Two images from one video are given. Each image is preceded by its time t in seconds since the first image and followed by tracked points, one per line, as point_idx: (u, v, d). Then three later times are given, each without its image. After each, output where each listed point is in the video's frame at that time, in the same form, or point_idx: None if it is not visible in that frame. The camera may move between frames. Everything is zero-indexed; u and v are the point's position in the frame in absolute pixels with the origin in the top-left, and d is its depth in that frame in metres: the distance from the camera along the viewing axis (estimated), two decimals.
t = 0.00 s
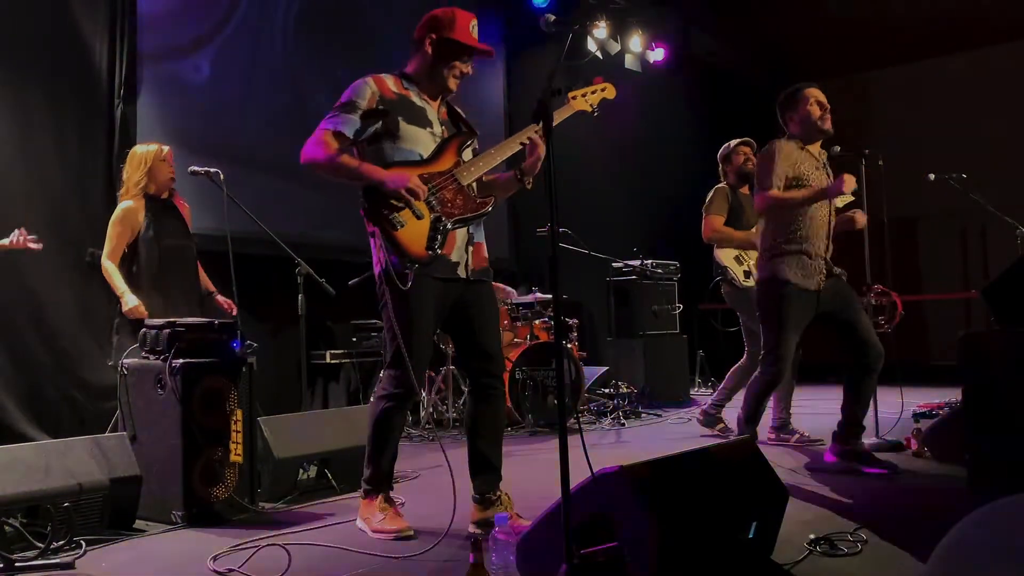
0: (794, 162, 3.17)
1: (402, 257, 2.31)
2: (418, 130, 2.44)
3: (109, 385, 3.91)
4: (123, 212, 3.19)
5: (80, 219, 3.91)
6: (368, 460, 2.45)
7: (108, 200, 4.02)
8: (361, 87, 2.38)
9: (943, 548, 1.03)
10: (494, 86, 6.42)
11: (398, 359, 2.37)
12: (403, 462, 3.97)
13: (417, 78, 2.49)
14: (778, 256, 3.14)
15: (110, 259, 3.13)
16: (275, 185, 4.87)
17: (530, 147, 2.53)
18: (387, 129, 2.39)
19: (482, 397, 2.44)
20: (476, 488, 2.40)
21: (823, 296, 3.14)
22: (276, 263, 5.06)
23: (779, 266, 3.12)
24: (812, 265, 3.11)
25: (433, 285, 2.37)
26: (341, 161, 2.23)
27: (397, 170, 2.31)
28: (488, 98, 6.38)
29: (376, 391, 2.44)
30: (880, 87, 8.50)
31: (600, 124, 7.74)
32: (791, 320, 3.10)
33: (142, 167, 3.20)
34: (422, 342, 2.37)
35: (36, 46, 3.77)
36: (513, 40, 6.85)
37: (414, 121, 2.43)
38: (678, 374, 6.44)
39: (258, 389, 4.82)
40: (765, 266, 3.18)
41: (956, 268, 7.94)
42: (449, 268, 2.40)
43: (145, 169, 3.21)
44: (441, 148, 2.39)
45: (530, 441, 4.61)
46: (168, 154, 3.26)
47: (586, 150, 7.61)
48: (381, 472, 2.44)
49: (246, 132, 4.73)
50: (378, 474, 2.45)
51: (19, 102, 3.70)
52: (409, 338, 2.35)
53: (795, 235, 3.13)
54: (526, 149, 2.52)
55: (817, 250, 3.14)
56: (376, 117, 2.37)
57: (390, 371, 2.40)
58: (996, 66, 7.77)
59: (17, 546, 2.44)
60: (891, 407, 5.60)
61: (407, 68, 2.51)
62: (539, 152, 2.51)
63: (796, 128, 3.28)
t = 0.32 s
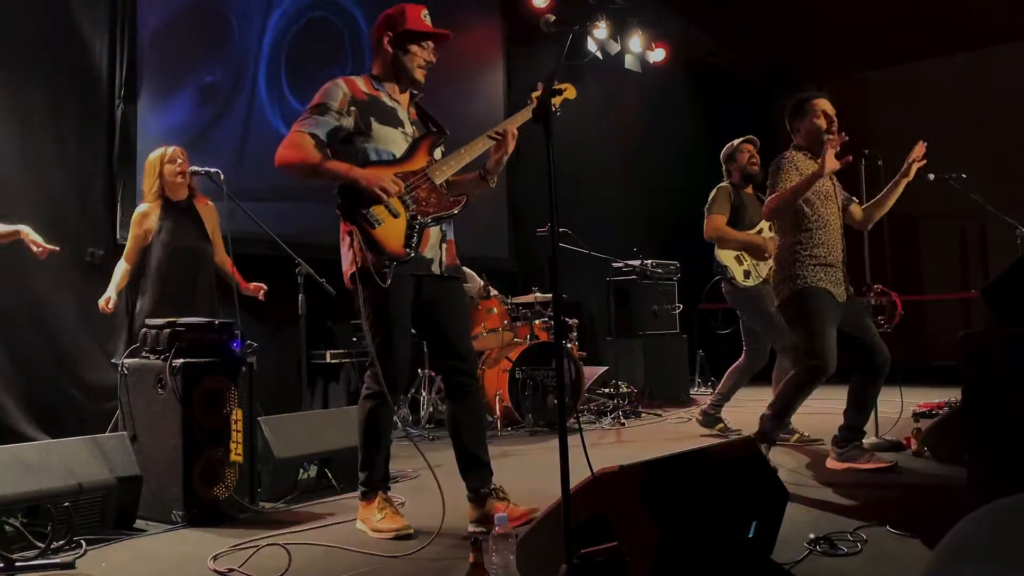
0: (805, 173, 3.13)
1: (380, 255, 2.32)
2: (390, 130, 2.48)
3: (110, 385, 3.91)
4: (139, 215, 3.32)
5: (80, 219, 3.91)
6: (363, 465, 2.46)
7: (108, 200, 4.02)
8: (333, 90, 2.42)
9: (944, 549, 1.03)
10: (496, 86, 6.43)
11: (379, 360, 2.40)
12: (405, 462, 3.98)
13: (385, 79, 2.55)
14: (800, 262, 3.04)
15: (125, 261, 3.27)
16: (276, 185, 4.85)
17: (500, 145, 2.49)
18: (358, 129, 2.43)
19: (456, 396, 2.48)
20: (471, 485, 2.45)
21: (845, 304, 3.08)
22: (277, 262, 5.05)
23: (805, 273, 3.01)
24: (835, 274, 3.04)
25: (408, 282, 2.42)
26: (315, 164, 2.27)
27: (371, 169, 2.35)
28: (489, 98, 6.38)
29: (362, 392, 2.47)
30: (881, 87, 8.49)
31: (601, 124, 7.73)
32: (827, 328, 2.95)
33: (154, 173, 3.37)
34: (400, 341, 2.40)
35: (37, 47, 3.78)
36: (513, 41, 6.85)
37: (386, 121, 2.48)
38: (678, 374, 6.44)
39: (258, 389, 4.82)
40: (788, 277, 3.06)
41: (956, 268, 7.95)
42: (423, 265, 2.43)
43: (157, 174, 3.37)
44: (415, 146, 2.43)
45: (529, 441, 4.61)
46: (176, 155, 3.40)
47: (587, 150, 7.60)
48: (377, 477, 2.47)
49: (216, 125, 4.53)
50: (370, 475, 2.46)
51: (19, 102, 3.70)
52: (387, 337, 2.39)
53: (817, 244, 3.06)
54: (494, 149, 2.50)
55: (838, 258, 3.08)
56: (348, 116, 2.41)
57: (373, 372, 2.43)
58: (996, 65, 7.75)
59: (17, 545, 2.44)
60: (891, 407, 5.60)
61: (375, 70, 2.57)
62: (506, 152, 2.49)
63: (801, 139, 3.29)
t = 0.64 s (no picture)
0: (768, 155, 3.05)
1: (360, 260, 2.35)
2: (367, 138, 2.49)
3: (110, 386, 3.91)
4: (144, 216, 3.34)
5: (80, 219, 3.91)
6: (362, 467, 2.47)
7: (107, 201, 4.02)
8: (305, 106, 2.44)
9: (944, 549, 1.03)
10: (496, 86, 6.43)
11: (375, 362, 2.41)
12: (405, 461, 3.99)
13: (358, 91, 2.56)
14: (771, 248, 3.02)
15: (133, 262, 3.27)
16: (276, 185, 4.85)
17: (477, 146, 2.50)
18: (332, 142, 2.45)
19: (457, 394, 2.50)
20: (471, 486, 2.45)
21: (814, 293, 3.06)
22: (277, 263, 5.05)
23: (773, 260, 3.00)
24: (803, 256, 3.02)
25: (400, 282, 2.42)
26: (290, 178, 2.31)
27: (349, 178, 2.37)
28: (489, 98, 6.38)
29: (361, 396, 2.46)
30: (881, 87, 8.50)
31: (601, 123, 7.73)
32: (788, 319, 2.97)
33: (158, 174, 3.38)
34: (395, 342, 2.41)
35: (36, 48, 3.78)
36: (514, 40, 6.86)
37: (360, 130, 2.49)
38: (678, 374, 6.44)
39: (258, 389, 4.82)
40: (758, 264, 3.05)
41: (956, 268, 7.95)
42: (411, 267, 2.44)
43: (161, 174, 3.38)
44: (390, 155, 2.44)
45: (529, 441, 4.61)
46: (178, 156, 3.41)
47: (587, 149, 7.60)
48: (377, 479, 2.46)
49: (207, 117, 4.46)
50: (372, 477, 2.46)
51: (19, 103, 3.71)
52: (383, 338, 2.40)
53: (779, 225, 3.05)
54: (474, 152, 2.50)
55: (804, 238, 3.05)
56: (322, 131, 2.42)
57: (369, 375, 2.43)
58: (996, 65, 7.75)
59: (17, 545, 2.44)
60: (891, 407, 5.60)
61: (347, 84, 2.58)
62: (487, 155, 2.50)
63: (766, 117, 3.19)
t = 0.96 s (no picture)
0: (749, 168, 3.04)
1: (357, 259, 2.34)
2: (356, 138, 2.50)
3: (110, 386, 3.91)
4: (143, 212, 3.25)
5: (80, 220, 3.91)
6: (359, 467, 2.47)
7: (108, 201, 4.02)
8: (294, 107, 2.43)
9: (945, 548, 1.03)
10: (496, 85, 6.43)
11: (368, 360, 2.41)
12: (404, 461, 3.99)
13: (347, 92, 2.55)
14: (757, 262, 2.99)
15: (139, 259, 3.17)
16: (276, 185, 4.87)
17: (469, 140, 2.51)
18: (322, 142, 2.45)
19: (454, 393, 2.50)
20: (468, 486, 2.45)
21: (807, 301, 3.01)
22: (277, 263, 5.05)
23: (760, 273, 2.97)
24: (791, 268, 2.98)
25: (391, 280, 2.42)
26: (283, 179, 2.30)
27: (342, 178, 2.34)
28: (489, 97, 6.38)
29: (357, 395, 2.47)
30: (881, 86, 8.48)
31: (602, 123, 7.73)
32: (788, 329, 2.92)
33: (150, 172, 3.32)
34: (388, 339, 2.41)
35: (37, 48, 3.78)
36: (514, 40, 6.85)
37: (350, 131, 2.49)
38: (678, 374, 6.44)
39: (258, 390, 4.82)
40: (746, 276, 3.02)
41: (955, 268, 7.95)
42: (403, 265, 2.44)
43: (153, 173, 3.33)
44: (380, 153, 2.43)
45: (529, 441, 4.61)
46: (176, 155, 3.34)
47: (587, 149, 7.60)
48: (375, 480, 2.46)
49: (192, 112, 4.45)
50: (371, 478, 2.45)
51: (20, 103, 3.70)
52: (376, 336, 2.39)
53: (762, 241, 3.02)
54: (464, 146, 2.50)
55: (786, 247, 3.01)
56: (311, 131, 2.42)
57: (364, 373, 2.44)
58: (997, 65, 7.75)
59: (17, 545, 2.44)
60: (891, 407, 5.60)
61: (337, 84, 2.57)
62: (478, 148, 2.51)
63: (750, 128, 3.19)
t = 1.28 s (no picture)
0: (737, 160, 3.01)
1: (355, 258, 2.34)
2: (360, 136, 2.50)
3: (110, 386, 3.91)
4: (142, 205, 3.20)
5: (80, 219, 3.91)
6: (359, 466, 2.47)
7: (107, 201, 4.01)
8: (298, 102, 2.43)
9: (944, 551, 1.03)
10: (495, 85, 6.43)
11: (369, 359, 2.42)
12: (404, 461, 3.99)
13: (351, 89, 2.55)
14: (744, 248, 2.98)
15: (147, 251, 3.16)
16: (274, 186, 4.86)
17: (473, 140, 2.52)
18: (325, 139, 2.45)
19: (455, 393, 2.50)
20: (468, 486, 2.45)
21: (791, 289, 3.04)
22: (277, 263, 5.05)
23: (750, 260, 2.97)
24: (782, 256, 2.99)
25: (392, 280, 2.43)
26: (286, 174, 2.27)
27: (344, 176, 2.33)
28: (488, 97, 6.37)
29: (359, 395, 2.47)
30: (881, 87, 8.48)
31: (602, 123, 7.73)
32: (775, 314, 2.95)
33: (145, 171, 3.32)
34: (389, 339, 2.41)
35: (37, 48, 3.78)
36: (513, 40, 6.85)
37: (352, 128, 2.49)
38: (678, 374, 6.44)
39: (258, 389, 4.82)
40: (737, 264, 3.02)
41: (955, 268, 7.95)
42: (403, 265, 2.44)
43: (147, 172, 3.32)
44: (383, 151, 2.42)
45: (529, 441, 4.61)
46: (169, 154, 3.33)
47: (587, 149, 7.59)
48: (375, 480, 2.46)
49: (184, 107, 4.38)
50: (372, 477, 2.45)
51: (19, 104, 3.70)
52: (377, 336, 2.40)
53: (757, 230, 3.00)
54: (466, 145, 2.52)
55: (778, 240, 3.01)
56: (315, 128, 2.41)
57: (366, 373, 2.44)
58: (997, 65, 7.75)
59: (17, 545, 2.44)
60: (891, 407, 5.60)
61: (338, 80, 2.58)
62: (480, 147, 2.52)
63: (738, 118, 3.18)
